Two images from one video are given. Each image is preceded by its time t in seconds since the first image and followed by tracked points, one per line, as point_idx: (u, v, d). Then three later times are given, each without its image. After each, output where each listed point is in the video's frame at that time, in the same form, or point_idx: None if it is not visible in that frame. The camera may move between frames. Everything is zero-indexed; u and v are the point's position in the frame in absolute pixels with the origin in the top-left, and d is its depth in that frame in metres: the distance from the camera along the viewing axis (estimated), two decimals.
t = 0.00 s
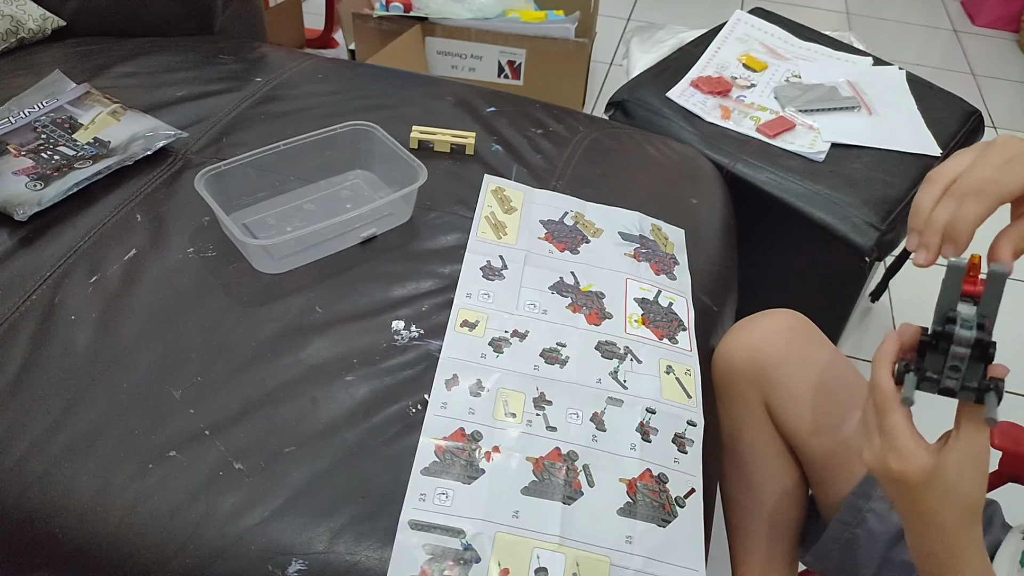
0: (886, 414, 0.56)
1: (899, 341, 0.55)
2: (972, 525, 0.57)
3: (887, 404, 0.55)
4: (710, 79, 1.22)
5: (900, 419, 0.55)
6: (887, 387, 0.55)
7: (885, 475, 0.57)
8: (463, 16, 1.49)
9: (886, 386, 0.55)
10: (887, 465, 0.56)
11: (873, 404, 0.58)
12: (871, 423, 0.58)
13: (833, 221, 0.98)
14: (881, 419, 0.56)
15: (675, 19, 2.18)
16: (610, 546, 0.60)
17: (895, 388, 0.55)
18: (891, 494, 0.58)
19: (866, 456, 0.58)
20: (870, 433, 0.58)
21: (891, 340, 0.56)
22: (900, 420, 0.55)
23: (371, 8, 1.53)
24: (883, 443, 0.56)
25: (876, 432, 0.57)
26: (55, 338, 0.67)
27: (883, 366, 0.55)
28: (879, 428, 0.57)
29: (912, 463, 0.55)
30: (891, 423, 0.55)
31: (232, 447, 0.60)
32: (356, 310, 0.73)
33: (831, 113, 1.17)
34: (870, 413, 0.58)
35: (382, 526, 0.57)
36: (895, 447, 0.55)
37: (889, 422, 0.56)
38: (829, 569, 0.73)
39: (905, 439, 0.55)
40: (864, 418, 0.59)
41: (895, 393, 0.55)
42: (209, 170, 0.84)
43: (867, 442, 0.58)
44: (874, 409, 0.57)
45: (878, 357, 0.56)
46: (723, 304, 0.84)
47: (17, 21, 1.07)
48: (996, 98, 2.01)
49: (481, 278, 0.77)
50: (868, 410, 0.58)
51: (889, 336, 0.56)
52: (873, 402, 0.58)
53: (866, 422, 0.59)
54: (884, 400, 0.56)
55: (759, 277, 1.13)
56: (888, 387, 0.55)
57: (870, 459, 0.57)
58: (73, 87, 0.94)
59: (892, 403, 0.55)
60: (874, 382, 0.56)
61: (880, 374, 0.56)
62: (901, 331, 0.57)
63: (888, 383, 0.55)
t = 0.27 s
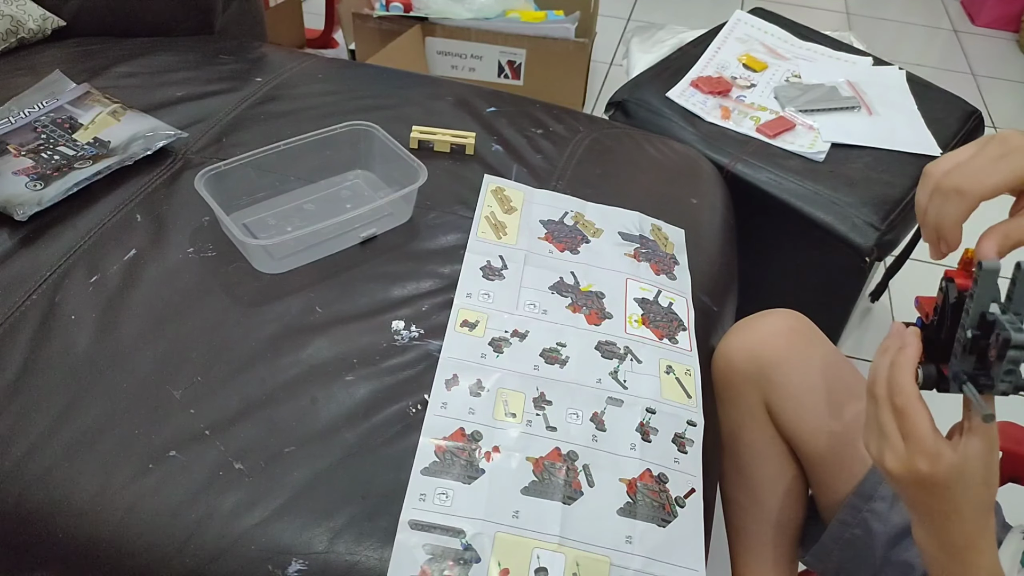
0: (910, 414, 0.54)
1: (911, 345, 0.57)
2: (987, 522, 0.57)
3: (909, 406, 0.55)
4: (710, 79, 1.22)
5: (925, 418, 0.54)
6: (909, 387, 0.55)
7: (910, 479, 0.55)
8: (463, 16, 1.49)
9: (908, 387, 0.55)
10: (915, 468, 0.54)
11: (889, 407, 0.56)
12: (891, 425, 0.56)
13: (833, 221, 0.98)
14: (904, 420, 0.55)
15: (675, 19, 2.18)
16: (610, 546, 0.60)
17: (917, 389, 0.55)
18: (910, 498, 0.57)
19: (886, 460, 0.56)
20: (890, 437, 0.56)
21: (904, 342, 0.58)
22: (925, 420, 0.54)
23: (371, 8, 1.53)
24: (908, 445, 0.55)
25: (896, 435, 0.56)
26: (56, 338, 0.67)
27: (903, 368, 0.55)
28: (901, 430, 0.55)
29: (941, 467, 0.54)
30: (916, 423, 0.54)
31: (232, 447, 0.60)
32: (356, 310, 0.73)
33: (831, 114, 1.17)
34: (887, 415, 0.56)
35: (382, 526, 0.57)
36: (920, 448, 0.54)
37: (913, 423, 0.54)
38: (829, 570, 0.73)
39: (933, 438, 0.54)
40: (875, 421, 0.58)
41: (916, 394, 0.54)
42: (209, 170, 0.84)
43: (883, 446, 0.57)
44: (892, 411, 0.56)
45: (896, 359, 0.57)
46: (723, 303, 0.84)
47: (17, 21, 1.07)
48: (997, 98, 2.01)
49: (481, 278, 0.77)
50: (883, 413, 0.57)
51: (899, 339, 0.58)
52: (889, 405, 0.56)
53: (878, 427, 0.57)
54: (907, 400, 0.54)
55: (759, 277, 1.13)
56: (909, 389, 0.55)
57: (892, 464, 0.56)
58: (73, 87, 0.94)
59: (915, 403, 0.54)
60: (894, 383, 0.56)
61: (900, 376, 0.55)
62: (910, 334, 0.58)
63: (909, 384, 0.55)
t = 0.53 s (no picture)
0: (897, 410, 0.56)
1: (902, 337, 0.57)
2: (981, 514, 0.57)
3: (896, 402, 0.56)
4: (710, 79, 1.22)
5: (911, 413, 0.55)
6: (895, 383, 0.56)
7: (899, 474, 0.56)
8: (463, 16, 1.49)
9: (894, 384, 0.56)
10: (904, 463, 0.55)
11: (877, 403, 0.58)
12: (879, 421, 0.57)
13: (832, 221, 0.98)
14: (891, 416, 0.56)
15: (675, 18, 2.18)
16: (610, 546, 0.60)
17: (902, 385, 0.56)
18: (902, 493, 0.58)
19: (877, 456, 0.57)
20: (879, 433, 0.57)
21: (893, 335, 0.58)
22: (910, 414, 0.55)
23: (371, 8, 1.53)
24: (896, 440, 0.56)
25: (885, 430, 0.57)
26: (56, 338, 0.67)
27: (889, 365, 0.56)
28: (889, 426, 0.56)
29: (929, 461, 0.54)
30: (902, 418, 0.55)
31: (232, 447, 0.60)
32: (356, 310, 0.73)
33: (831, 114, 1.17)
34: (875, 412, 0.58)
35: (382, 526, 0.57)
36: (908, 443, 0.55)
37: (901, 418, 0.55)
38: (828, 569, 0.73)
39: (918, 433, 0.55)
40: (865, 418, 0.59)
41: (903, 390, 0.56)
42: (209, 170, 0.84)
43: (873, 442, 0.58)
44: (880, 408, 0.57)
45: (881, 355, 0.58)
46: (723, 304, 0.84)
47: (17, 21, 1.07)
48: (997, 98, 2.01)
49: (481, 277, 0.77)
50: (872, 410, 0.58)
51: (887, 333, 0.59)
52: (877, 402, 0.57)
53: (868, 424, 0.58)
54: (893, 396, 0.56)
55: (759, 277, 1.13)
56: (895, 385, 0.56)
57: (882, 461, 0.57)
58: (73, 87, 0.94)
59: (902, 398, 0.55)
60: (880, 380, 0.57)
61: (887, 373, 0.56)
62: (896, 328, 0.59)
63: (895, 380, 0.56)
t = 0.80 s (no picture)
0: (881, 410, 0.57)
1: (889, 338, 0.58)
2: (969, 517, 0.57)
3: (880, 402, 0.57)
4: (710, 79, 1.22)
5: (896, 414, 0.56)
6: (881, 383, 0.57)
7: (883, 474, 0.57)
8: (463, 16, 1.49)
9: (879, 383, 0.57)
10: (886, 464, 0.56)
11: (864, 403, 0.58)
12: (865, 422, 0.58)
13: (832, 221, 0.98)
14: (876, 417, 0.57)
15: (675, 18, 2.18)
16: (610, 546, 0.60)
17: (887, 385, 0.57)
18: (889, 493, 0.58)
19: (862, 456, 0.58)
20: (864, 434, 0.58)
21: (881, 336, 0.59)
22: (895, 415, 0.56)
23: (371, 8, 1.53)
24: (879, 441, 0.57)
25: (869, 429, 0.58)
26: (56, 338, 0.67)
27: (875, 365, 0.57)
28: (874, 426, 0.57)
29: (909, 460, 0.55)
30: (886, 419, 0.56)
31: (231, 447, 0.60)
32: (356, 310, 0.73)
33: (831, 114, 1.17)
34: (862, 412, 0.59)
35: (382, 526, 0.57)
36: (892, 444, 0.56)
37: (885, 419, 0.56)
38: (828, 569, 0.73)
39: (901, 434, 0.56)
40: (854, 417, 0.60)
41: (887, 390, 0.57)
42: (209, 170, 0.84)
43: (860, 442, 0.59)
44: (867, 409, 0.58)
45: (869, 355, 0.58)
46: (723, 304, 0.84)
47: (17, 22, 1.07)
48: (997, 98, 2.01)
49: (481, 278, 0.77)
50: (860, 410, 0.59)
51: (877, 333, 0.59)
52: (864, 401, 0.58)
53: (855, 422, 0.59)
54: (878, 397, 0.57)
55: (759, 277, 1.13)
56: (880, 385, 0.57)
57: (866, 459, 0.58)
58: (73, 87, 0.94)
59: (886, 399, 0.56)
60: (868, 380, 0.58)
61: (872, 372, 0.57)
62: (889, 329, 0.59)
63: (880, 380, 0.57)
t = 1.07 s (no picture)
0: (882, 413, 0.57)
1: (893, 344, 0.57)
2: (967, 521, 0.57)
3: (881, 405, 0.57)
4: (710, 79, 1.22)
5: (896, 417, 0.56)
6: (883, 387, 0.56)
7: (880, 477, 0.57)
8: (463, 16, 1.49)
9: (880, 386, 0.56)
10: (883, 468, 0.56)
11: (866, 405, 0.58)
12: (866, 424, 0.58)
13: (832, 221, 0.98)
14: (876, 419, 0.57)
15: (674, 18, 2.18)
16: (610, 546, 0.60)
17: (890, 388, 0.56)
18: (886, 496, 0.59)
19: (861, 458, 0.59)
20: (864, 436, 0.58)
21: (885, 342, 0.58)
22: (895, 419, 0.56)
23: (371, 8, 1.53)
24: (878, 444, 0.57)
25: (870, 432, 0.58)
26: (56, 338, 0.67)
27: (878, 368, 0.57)
28: (873, 428, 0.57)
29: (907, 464, 0.55)
30: (886, 423, 0.56)
31: (231, 447, 0.60)
32: (356, 310, 0.73)
33: (831, 114, 1.17)
34: (863, 414, 0.59)
35: (382, 526, 0.57)
36: (890, 447, 0.56)
37: (885, 422, 0.56)
38: (829, 569, 0.73)
39: (900, 438, 0.56)
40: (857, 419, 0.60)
41: (889, 393, 0.56)
42: (209, 170, 0.84)
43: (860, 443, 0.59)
44: (868, 411, 0.58)
45: (873, 357, 0.58)
46: (723, 304, 0.84)
47: (17, 22, 1.07)
48: (997, 98, 2.01)
49: (481, 278, 0.77)
50: (861, 412, 0.59)
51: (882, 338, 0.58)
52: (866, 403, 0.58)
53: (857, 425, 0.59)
54: (880, 399, 0.56)
55: (759, 277, 1.13)
56: (882, 388, 0.56)
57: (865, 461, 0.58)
58: (73, 87, 0.94)
59: (887, 402, 0.56)
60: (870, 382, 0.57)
61: (875, 375, 0.57)
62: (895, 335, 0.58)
63: (883, 384, 0.56)
